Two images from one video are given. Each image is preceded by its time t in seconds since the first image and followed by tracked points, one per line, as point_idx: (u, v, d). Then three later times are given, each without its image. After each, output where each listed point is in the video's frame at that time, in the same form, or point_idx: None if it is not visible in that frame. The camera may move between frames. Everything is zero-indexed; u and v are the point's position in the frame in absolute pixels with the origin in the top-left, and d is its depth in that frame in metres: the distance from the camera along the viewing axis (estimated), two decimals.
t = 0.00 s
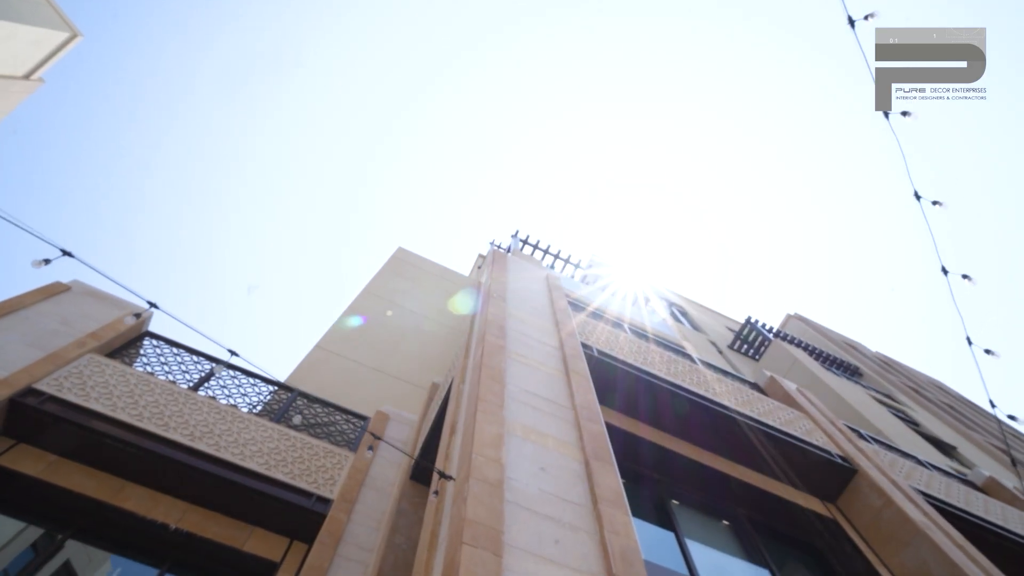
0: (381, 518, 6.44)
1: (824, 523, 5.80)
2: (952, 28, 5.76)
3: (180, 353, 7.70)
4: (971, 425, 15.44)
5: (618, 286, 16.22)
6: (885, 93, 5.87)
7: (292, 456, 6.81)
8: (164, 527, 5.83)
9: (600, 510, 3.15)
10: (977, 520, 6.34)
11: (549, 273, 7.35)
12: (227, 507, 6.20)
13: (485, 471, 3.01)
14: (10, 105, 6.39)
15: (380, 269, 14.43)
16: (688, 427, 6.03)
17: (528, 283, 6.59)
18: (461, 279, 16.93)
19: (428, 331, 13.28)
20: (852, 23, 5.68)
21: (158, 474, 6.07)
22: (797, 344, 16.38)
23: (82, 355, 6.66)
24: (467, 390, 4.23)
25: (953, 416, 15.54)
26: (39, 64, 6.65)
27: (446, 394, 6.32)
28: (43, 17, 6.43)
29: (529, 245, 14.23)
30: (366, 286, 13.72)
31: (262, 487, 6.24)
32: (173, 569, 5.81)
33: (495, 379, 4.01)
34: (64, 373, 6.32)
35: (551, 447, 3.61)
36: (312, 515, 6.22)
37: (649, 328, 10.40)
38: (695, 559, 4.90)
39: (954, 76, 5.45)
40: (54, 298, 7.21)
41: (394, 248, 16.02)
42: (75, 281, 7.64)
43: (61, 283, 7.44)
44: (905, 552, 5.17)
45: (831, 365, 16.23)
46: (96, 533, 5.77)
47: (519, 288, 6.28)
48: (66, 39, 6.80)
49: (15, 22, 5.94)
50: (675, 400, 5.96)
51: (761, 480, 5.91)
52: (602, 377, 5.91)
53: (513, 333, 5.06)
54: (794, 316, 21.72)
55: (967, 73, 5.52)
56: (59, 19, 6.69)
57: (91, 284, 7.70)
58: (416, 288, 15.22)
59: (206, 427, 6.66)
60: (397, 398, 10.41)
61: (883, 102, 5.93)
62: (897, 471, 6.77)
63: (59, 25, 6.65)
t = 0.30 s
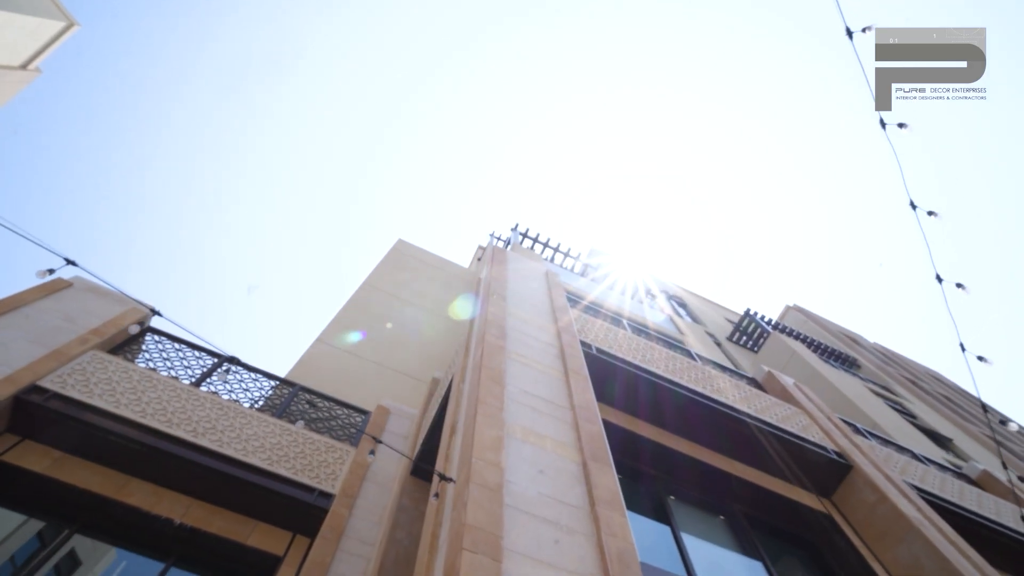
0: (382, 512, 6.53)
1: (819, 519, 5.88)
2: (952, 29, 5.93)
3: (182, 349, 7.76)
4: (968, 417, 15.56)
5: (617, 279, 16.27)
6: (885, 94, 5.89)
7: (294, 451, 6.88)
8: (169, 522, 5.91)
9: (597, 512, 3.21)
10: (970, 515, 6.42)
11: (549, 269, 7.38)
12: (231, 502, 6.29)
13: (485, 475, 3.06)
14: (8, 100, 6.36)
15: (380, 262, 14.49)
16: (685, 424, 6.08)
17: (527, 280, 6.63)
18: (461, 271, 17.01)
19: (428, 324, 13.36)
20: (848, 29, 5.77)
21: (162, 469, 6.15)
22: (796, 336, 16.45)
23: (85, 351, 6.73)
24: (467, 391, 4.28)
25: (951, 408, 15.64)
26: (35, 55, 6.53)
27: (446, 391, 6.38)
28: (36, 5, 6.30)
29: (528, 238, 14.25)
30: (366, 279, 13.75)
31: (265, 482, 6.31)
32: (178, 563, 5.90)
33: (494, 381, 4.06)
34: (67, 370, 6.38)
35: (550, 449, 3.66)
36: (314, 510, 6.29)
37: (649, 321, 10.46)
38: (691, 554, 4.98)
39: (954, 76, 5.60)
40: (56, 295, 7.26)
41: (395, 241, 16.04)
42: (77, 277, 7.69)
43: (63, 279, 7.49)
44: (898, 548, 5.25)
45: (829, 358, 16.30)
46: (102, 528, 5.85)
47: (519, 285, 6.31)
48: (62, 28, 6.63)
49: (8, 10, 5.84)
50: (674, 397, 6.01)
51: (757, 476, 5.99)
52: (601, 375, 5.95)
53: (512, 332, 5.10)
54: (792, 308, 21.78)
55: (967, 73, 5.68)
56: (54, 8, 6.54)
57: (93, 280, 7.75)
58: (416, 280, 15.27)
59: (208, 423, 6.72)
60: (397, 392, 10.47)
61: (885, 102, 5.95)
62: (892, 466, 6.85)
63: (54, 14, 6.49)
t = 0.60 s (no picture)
0: (384, 506, 6.63)
1: (814, 513, 5.97)
2: (951, 28, 5.97)
3: (184, 344, 7.82)
4: (962, 406, 15.70)
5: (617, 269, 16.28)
6: (885, 93, 5.93)
7: (297, 446, 6.96)
8: (173, 516, 6.01)
9: (594, 515, 3.28)
10: (962, 509, 6.52)
11: (548, 265, 7.42)
12: (234, 497, 6.38)
13: (484, 479, 3.13)
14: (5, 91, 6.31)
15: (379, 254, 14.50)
16: (682, 421, 6.15)
17: (526, 277, 6.68)
18: (460, 263, 17.07)
19: (428, 315, 13.43)
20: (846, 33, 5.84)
21: (166, 465, 6.23)
22: (793, 327, 16.54)
23: (88, 348, 6.79)
24: (467, 392, 4.33)
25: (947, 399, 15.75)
26: (31, 43, 6.47)
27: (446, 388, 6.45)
28: None
29: (527, 230, 14.27)
30: (366, 272, 13.81)
31: (268, 477, 6.40)
32: (184, 556, 6.00)
33: (494, 382, 4.12)
34: (71, 367, 6.44)
35: (549, 451, 3.73)
36: (316, 504, 6.39)
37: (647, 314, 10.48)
38: (685, 548, 5.08)
39: (954, 76, 5.64)
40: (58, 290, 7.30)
41: (395, 232, 16.08)
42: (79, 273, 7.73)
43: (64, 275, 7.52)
44: (890, 542, 5.35)
45: (826, 348, 16.38)
46: (108, 523, 5.94)
47: (518, 283, 6.37)
48: (57, 16, 6.56)
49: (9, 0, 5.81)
50: (672, 395, 6.07)
51: (753, 472, 6.08)
52: (599, 372, 6.00)
53: (511, 331, 5.16)
54: (791, 298, 21.85)
55: (966, 73, 5.71)
56: None
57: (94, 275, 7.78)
58: (416, 272, 15.32)
59: (211, 418, 6.80)
60: (398, 385, 10.55)
61: (886, 102, 5.97)
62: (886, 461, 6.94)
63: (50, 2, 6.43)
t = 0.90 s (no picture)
0: (385, 501, 6.72)
1: (809, 509, 6.06)
2: (951, 28, 5.99)
3: (185, 340, 7.87)
4: (960, 400, 15.82)
5: (618, 259, 16.23)
6: (885, 93, 5.95)
7: (298, 443, 7.04)
8: (178, 512, 6.10)
9: (592, 517, 3.35)
10: (955, 505, 6.62)
11: (547, 262, 7.44)
12: (237, 492, 6.46)
13: (484, 483, 3.19)
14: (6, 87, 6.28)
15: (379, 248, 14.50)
16: (681, 418, 6.19)
17: (526, 276, 6.74)
18: (460, 256, 17.09)
19: (427, 310, 13.42)
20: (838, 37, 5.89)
21: (170, 462, 6.31)
22: (792, 320, 16.59)
23: (91, 345, 6.83)
24: (467, 393, 4.38)
25: (944, 391, 15.85)
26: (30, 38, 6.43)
27: (447, 386, 6.50)
28: None
29: (527, 224, 14.28)
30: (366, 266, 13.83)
31: (271, 473, 6.48)
32: (188, 551, 6.09)
33: (494, 384, 4.16)
34: (74, 364, 6.50)
35: (547, 453, 3.79)
36: (318, 500, 6.47)
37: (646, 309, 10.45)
38: (681, 542, 5.17)
39: (954, 76, 5.66)
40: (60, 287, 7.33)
41: (395, 225, 16.10)
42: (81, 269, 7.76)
43: (65, 272, 7.55)
44: (884, 539, 5.44)
45: (824, 342, 16.47)
46: (112, 518, 6.01)
47: (518, 282, 6.42)
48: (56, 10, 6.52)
49: None
50: (670, 393, 6.11)
51: (750, 469, 6.16)
52: (598, 371, 6.00)
53: (511, 331, 5.21)
54: (790, 291, 21.87)
55: (966, 73, 5.73)
56: None
57: (95, 272, 7.80)
58: (416, 265, 15.35)
59: (214, 415, 6.87)
60: (398, 380, 10.60)
61: (887, 101, 5.98)
62: (881, 456, 7.01)
63: None
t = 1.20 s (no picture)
0: (387, 496, 6.82)
1: (804, 505, 6.17)
2: (952, 28, 6.00)
3: (188, 336, 7.94)
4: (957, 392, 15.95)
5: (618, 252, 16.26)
6: (885, 93, 5.95)
7: (301, 439, 7.14)
8: (183, 508, 6.20)
9: (589, 520, 3.43)
10: (948, 500, 6.73)
11: (547, 260, 7.49)
12: (242, 488, 6.57)
13: (484, 488, 3.27)
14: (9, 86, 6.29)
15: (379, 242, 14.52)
16: (678, 416, 6.27)
17: (526, 274, 6.79)
18: (460, 248, 17.13)
19: (427, 305, 13.43)
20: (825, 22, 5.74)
21: (175, 458, 6.41)
22: (791, 313, 16.67)
23: (95, 343, 6.91)
24: (467, 395, 4.46)
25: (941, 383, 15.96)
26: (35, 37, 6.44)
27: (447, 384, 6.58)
28: None
29: (526, 218, 14.30)
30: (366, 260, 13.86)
31: (274, 469, 6.59)
32: (194, 546, 6.21)
33: (493, 388, 4.23)
34: (79, 362, 6.58)
35: (546, 455, 3.87)
36: (321, 495, 6.58)
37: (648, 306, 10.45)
38: (676, 536, 5.28)
39: (954, 76, 5.67)
40: (63, 285, 7.40)
41: (394, 218, 16.13)
42: (83, 266, 7.82)
43: (68, 269, 7.62)
44: (877, 534, 5.55)
45: (823, 334, 16.57)
46: (119, 513, 6.12)
47: (518, 281, 6.48)
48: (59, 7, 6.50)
49: None
50: (668, 391, 6.17)
51: (747, 466, 6.27)
52: (597, 371, 6.04)
53: (511, 332, 5.27)
54: (790, 283, 21.89)
55: (966, 73, 5.74)
56: None
57: (97, 269, 7.87)
58: (416, 259, 15.41)
59: (217, 412, 6.96)
60: (399, 375, 10.67)
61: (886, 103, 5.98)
62: (876, 453, 7.11)
63: None
